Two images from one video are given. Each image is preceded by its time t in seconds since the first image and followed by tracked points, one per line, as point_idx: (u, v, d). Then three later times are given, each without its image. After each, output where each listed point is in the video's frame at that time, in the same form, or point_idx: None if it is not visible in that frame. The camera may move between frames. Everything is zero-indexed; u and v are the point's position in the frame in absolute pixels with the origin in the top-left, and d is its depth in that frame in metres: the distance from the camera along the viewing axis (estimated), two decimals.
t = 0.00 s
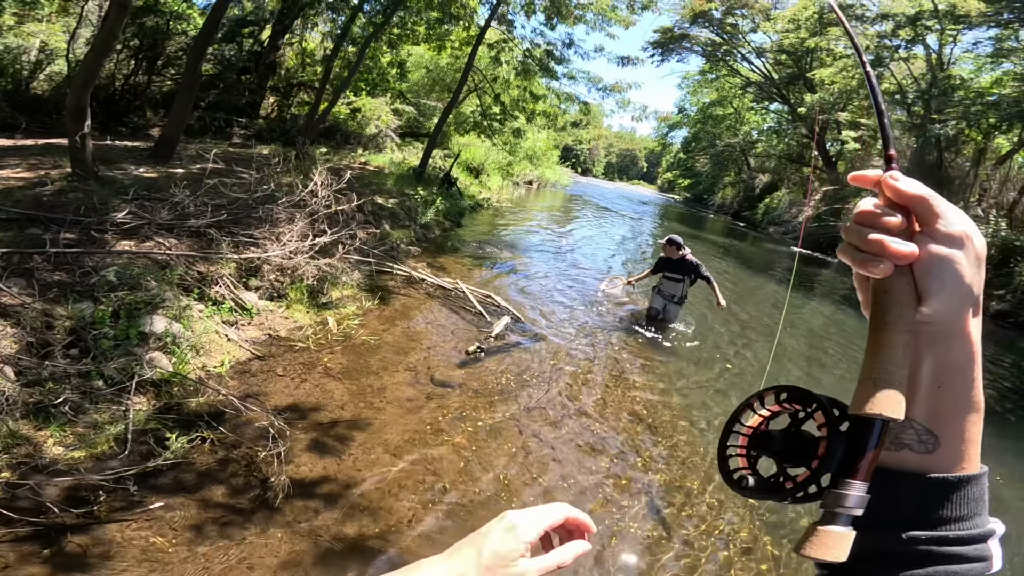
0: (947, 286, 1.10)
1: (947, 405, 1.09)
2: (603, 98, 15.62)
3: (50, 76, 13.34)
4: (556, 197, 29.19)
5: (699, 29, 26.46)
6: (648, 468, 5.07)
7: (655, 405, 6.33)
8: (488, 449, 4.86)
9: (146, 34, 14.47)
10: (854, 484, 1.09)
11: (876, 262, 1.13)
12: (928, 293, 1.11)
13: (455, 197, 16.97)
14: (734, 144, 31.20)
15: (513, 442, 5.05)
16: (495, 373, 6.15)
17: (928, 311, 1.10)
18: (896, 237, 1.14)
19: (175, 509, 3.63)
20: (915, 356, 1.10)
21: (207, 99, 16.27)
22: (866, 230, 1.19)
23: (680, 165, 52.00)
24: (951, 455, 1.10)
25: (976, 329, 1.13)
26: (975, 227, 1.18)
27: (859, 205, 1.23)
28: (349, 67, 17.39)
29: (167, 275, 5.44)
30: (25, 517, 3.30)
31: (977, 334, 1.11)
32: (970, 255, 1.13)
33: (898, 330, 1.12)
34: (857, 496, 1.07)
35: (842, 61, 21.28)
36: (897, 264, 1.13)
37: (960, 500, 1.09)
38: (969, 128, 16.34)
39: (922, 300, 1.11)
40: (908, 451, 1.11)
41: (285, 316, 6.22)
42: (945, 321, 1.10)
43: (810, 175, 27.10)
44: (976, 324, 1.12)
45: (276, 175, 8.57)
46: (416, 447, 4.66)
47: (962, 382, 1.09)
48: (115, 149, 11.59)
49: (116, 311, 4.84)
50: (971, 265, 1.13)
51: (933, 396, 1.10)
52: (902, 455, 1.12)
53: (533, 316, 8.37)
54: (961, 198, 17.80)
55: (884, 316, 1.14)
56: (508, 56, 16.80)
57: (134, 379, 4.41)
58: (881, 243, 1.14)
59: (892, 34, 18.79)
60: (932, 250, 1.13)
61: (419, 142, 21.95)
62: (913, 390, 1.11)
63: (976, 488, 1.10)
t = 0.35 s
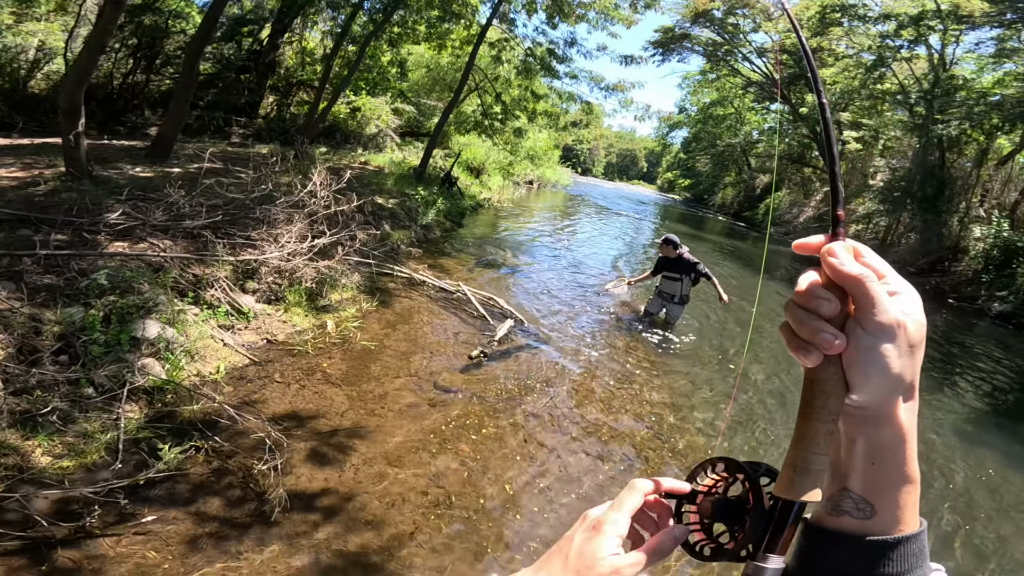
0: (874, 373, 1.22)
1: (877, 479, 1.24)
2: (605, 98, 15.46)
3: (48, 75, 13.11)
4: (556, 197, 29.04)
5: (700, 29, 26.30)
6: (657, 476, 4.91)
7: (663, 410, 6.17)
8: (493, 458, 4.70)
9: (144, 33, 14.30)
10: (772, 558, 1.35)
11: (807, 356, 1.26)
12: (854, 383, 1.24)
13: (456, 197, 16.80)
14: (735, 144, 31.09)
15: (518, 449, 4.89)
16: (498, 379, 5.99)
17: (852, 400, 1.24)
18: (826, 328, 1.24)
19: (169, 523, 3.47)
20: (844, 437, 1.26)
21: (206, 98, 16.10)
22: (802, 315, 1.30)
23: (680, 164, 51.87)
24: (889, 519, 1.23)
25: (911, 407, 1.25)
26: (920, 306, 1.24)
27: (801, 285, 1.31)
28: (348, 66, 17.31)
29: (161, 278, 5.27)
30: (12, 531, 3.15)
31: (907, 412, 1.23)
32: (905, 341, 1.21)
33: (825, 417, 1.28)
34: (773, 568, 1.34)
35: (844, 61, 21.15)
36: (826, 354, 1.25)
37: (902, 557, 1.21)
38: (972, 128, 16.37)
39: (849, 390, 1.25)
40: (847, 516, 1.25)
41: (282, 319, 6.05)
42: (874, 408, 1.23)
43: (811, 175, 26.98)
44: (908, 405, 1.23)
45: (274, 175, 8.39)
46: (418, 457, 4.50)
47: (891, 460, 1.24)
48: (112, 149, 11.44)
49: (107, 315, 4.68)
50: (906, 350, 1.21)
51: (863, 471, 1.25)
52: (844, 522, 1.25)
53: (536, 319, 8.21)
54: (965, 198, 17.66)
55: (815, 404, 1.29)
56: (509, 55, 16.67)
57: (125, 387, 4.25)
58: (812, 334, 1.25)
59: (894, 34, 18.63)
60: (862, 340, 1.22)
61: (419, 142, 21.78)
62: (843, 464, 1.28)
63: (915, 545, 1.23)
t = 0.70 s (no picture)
0: (845, 439, 1.37)
1: (845, 530, 1.41)
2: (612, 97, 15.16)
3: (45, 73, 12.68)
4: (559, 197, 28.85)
5: (703, 28, 25.98)
6: (685, 493, 4.61)
7: (685, 421, 5.88)
8: (511, 476, 4.40)
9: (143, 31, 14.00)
10: None
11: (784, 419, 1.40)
12: (828, 447, 1.39)
13: (459, 198, 16.49)
14: (737, 144, 30.84)
15: (537, 466, 4.58)
16: (512, 389, 5.69)
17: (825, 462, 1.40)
18: (804, 397, 1.37)
19: (168, 551, 3.18)
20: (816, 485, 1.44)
21: (205, 96, 15.78)
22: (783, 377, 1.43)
23: (681, 164, 51.62)
24: (855, 563, 1.40)
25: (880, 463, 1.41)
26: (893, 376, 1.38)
27: (785, 349, 1.42)
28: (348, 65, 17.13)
29: (155, 283, 4.97)
30: None
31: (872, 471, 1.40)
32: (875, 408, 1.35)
33: (799, 476, 1.42)
34: None
35: (850, 60, 20.89)
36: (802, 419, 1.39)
37: None
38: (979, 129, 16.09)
39: (823, 453, 1.40)
40: (818, 560, 1.42)
41: (284, 328, 5.76)
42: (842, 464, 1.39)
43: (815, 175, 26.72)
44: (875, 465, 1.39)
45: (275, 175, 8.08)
46: (431, 476, 4.20)
47: (860, 509, 1.40)
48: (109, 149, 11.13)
49: (97, 326, 4.38)
50: (876, 417, 1.35)
51: (834, 523, 1.42)
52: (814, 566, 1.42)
53: (546, 324, 7.92)
54: (970, 199, 17.40)
55: (789, 466, 1.44)
56: (513, 54, 16.37)
57: (117, 403, 3.95)
58: (791, 400, 1.38)
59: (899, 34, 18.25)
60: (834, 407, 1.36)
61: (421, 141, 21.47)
62: (813, 505, 1.47)
63: None
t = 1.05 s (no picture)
0: (834, 513, 1.11)
1: None
2: (619, 96, 14.85)
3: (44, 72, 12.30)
4: (563, 198, 28.57)
5: (707, 28, 25.65)
6: (718, 516, 4.27)
7: (711, 436, 5.54)
8: (532, 500, 4.05)
9: (143, 30, 13.74)
10: None
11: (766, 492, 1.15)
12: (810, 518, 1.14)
13: (464, 199, 16.22)
14: (741, 144, 30.60)
15: (559, 488, 4.25)
16: (527, 403, 5.37)
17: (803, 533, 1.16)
18: (794, 470, 1.12)
19: None
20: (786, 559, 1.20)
21: (206, 96, 15.48)
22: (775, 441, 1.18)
23: (683, 165, 51.41)
24: None
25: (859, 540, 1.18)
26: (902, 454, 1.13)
27: (786, 416, 1.15)
28: (349, 65, 16.85)
29: (145, 296, 4.66)
30: None
31: (856, 546, 1.16)
32: (874, 491, 1.09)
33: (771, 542, 1.19)
34: None
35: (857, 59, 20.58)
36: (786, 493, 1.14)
37: None
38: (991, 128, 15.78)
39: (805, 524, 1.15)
40: None
41: (285, 340, 5.45)
42: (824, 542, 1.14)
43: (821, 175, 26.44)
44: (856, 543, 1.15)
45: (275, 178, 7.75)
46: (446, 501, 3.85)
47: None
48: (106, 150, 10.83)
49: (84, 342, 4.07)
50: (871, 498, 1.10)
51: None
52: None
53: (558, 332, 7.58)
54: (979, 200, 16.96)
55: (762, 530, 1.20)
56: (517, 52, 16.10)
57: (104, 427, 3.62)
58: (778, 470, 1.13)
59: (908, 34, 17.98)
60: (827, 488, 1.10)
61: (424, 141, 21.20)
62: None
63: None
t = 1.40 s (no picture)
0: (786, 551, 1.22)
1: None
2: (622, 95, 14.70)
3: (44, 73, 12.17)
4: (565, 198, 28.41)
5: (710, 27, 25.45)
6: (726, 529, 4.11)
7: (718, 443, 5.38)
8: (531, 513, 3.89)
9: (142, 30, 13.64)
10: None
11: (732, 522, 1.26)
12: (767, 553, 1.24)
13: (465, 200, 16.08)
14: (745, 144, 30.40)
15: (560, 499, 4.09)
16: (527, 411, 5.22)
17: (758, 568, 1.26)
18: (756, 506, 1.24)
19: None
20: None
21: (206, 96, 15.37)
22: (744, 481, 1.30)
23: (686, 164, 51.23)
24: None
25: None
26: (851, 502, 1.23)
27: (754, 460, 1.30)
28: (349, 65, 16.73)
29: (133, 302, 4.52)
30: None
31: None
32: (822, 532, 1.21)
33: None
34: None
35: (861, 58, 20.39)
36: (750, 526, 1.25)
37: None
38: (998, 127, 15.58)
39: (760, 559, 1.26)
40: None
41: (278, 347, 5.31)
42: None
43: (825, 175, 26.24)
44: None
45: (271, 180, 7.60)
46: (442, 515, 3.68)
47: None
48: (104, 151, 10.72)
49: (67, 350, 3.92)
50: (823, 541, 1.21)
51: None
52: None
53: (560, 337, 7.42)
54: (984, 200, 16.59)
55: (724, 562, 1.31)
56: (518, 52, 15.95)
57: (86, 438, 3.45)
58: (743, 503, 1.26)
59: (913, 33, 17.79)
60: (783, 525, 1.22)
61: (425, 141, 21.07)
62: None
63: None
